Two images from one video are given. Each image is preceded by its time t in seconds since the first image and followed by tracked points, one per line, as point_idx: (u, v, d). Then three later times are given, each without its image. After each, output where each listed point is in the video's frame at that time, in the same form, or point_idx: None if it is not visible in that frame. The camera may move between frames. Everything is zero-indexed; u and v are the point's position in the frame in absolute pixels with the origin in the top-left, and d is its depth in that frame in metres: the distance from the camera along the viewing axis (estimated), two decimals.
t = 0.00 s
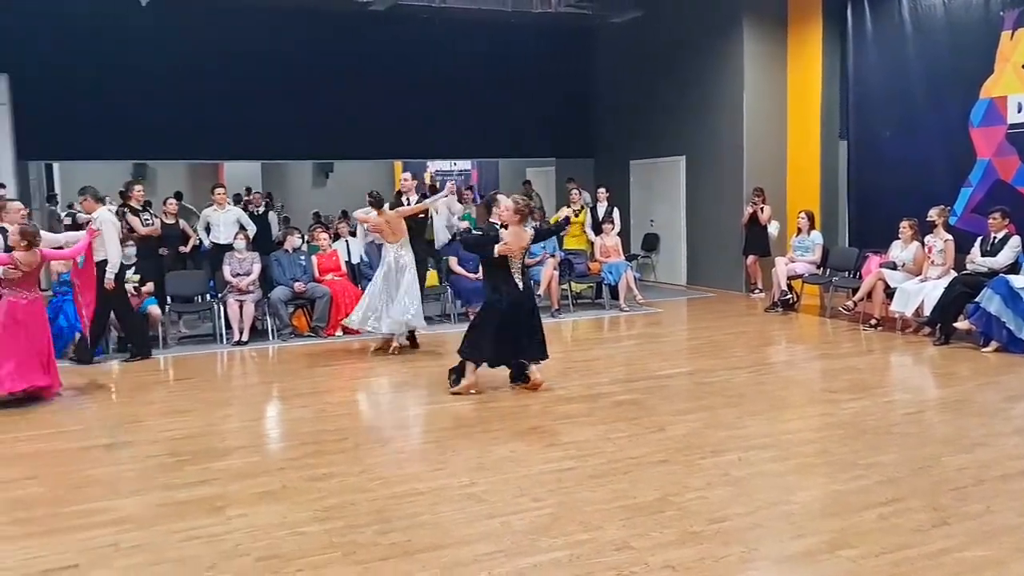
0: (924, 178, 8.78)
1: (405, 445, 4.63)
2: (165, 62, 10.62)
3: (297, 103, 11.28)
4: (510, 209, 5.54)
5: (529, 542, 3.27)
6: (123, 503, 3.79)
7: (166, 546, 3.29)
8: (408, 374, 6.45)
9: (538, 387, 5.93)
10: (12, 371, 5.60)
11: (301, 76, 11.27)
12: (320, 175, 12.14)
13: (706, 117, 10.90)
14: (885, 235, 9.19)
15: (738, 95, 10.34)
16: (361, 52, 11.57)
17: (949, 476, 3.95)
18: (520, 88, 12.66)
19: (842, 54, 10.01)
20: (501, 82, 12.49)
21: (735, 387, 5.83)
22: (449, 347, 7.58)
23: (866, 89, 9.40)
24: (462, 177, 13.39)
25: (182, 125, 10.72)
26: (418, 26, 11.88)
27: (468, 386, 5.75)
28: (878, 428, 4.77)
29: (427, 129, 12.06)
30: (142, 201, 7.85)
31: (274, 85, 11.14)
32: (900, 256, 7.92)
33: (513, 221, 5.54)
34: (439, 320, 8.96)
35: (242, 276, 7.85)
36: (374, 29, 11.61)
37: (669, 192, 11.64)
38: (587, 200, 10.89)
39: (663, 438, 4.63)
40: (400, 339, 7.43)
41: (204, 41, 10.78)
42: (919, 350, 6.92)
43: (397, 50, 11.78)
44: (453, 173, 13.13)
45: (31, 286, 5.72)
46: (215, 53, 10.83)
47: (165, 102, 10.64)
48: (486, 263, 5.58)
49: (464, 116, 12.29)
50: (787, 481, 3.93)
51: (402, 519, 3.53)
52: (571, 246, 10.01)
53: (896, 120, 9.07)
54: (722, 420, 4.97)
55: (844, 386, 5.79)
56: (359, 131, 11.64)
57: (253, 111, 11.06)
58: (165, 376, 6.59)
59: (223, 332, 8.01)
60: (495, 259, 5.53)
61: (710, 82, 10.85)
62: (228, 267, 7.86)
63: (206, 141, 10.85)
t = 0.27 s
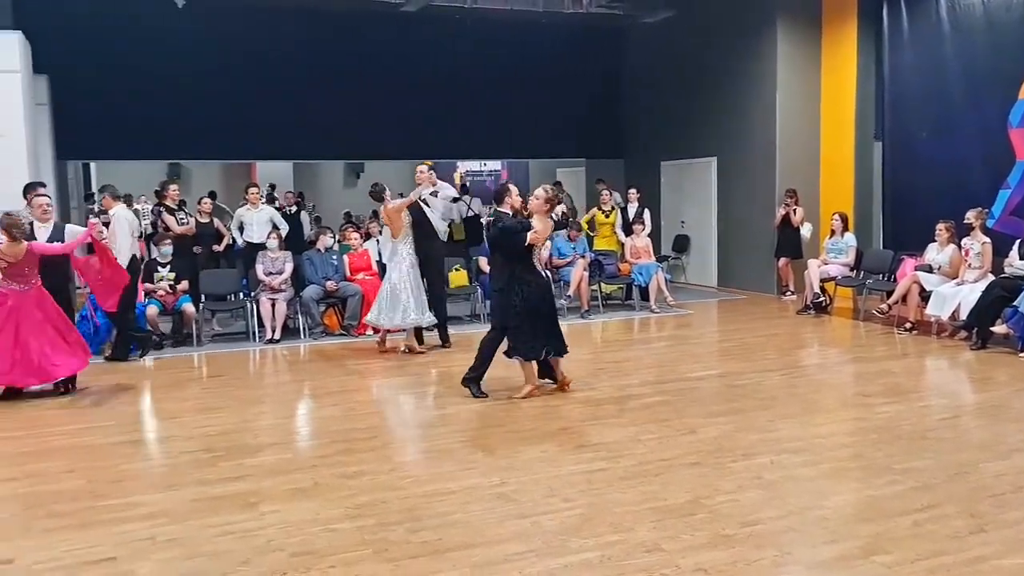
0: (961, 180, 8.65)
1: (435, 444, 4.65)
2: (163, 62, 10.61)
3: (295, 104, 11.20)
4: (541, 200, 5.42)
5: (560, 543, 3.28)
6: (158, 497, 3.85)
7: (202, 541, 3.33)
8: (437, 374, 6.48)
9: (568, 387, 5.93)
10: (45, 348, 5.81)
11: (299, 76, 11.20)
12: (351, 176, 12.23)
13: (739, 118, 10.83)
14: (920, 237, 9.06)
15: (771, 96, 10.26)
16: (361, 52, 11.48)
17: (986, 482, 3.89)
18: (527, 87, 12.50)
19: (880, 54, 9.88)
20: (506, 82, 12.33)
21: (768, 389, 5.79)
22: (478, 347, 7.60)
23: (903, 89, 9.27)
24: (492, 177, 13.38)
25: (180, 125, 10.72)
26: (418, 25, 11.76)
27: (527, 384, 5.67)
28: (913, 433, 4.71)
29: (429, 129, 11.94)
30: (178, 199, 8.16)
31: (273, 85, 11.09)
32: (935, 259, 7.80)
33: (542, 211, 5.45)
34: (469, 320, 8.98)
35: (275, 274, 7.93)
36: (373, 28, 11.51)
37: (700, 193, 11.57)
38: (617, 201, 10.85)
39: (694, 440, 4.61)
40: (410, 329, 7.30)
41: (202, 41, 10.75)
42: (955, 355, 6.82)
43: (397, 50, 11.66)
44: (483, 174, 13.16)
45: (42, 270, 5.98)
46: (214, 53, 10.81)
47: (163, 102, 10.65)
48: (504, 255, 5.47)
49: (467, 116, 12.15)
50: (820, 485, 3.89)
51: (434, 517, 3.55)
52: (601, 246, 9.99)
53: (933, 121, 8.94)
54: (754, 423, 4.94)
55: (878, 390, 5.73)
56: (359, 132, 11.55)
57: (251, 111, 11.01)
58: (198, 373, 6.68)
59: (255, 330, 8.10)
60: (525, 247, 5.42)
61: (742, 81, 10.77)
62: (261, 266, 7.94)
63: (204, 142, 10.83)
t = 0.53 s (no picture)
0: (985, 183, 8.56)
1: (453, 444, 4.66)
2: (171, 61, 10.65)
3: (302, 103, 11.20)
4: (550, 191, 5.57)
5: (579, 544, 3.28)
6: (179, 494, 3.88)
7: (222, 538, 3.36)
8: (455, 374, 6.49)
9: (587, 389, 5.93)
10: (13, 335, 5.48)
11: (307, 76, 11.20)
12: (371, 176, 12.27)
13: (759, 120, 10.78)
14: (943, 241, 8.97)
15: (792, 98, 10.21)
16: (369, 52, 11.47)
17: (1010, 489, 3.85)
18: (538, 88, 12.44)
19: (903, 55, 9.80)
20: (519, 82, 12.29)
21: (789, 393, 5.76)
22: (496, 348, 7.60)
23: (926, 92, 9.19)
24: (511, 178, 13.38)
25: (188, 124, 10.75)
26: (426, 26, 11.74)
27: (546, 381, 5.64)
28: (935, 438, 4.67)
29: (441, 130, 11.92)
30: (200, 199, 8.22)
31: (280, 85, 11.10)
32: (958, 262, 7.74)
33: (551, 205, 5.59)
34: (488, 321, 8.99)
35: (296, 274, 7.97)
36: (382, 29, 11.50)
37: (720, 195, 11.53)
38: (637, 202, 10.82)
39: (713, 443, 4.59)
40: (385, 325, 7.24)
41: (211, 41, 10.80)
42: (978, 359, 6.75)
43: (405, 50, 11.64)
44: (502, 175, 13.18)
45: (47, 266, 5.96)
46: (223, 52, 10.84)
47: (177, 102, 10.70)
48: (511, 247, 5.45)
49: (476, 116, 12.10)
50: (840, 489, 3.87)
51: (453, 517, 3.56)
52: (621, 248, 9.89)
53: (957, 123, 8.85)
54: (773, 427, 4.91)
55: (900, 395, 5.68)
56: (365, 131, 11.53)
57: (259, 110, 11.02)
58: (219, 371, 6.73)
59: (276, 329, 8.15)
60: (536, 239, 5.43)
61: (763, 83, 10.72)
62: (281, 265, 7.96)
63: (212, 140, 10.85)
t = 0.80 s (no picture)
0: (1009, 186, 8.47)
1: (471, 445, 4.67)
2: (189, 63, 10.72)
3: (320, 104, 11.25)
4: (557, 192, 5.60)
5: (597, 546, 3.27)
6: (198, 493, 3.91)
7: (242, 536, 3.38)
8: (473, 376, 6.50)
9: (605, 391, 5.91)
10: None
11: (327, 77, 11.26)
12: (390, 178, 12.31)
13: (780, 121, 10.72)
14: (966, 244, 8.89)
15: (813, 99, 10.15)
16: (386, 53, 11.51)
17: None
18: (556, 90, 12.43)
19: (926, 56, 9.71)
20: (537, 84, 12.29)
21: (809, 396, 5.72)
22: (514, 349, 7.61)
23: (949, 93, 9.10)
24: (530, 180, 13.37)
25: (207, 126, 10.83)
26: (445, 27, 11.76)
27: (562, 383, 5.63)
28: (957, 443, 4.63)
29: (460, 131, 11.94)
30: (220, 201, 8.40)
31: (300, 86, 11.16)
32: (981, 266, 7.67)
33: (558, 206, 5.64)
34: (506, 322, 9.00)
35: (315, 275, 8.02)
36: (400, 30, 11.53)
37: (739, 197, 11.48)
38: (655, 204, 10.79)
39: (732, 446, 4.57)
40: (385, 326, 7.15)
41: (229, 43, 10.86)
42: (1001, 364, 6.68)
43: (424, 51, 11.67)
44: (520, 176, 13.19)
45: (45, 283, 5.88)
46: (240, 54, 10.90)
47: (197, 103, 10.78)
48: (521, 248, 5.44)
49: (492, 117, 12.10)
50: (861, 493, 3.84)
51: (471, 519, 3.56)
52: (639, 250, 9.86)
53: (981, 125, 8.76)
54: (793, 430, 4.88)
55: (922, 399, 5.63)
56: (381, 133, 11.55)
57: (276, 111, 11.08)
58: (240, 371, 6.78)
59: (296, 330, 8.20)
60: (544, 240, 5.43)
61: (784, 84, 10.67)
62: (301, 266, 8.04)
63: (229, 142, 10.92)
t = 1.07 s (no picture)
0: None
1: (485, 447, 4.67)
2: (206, 65, 10.79)
3: (336, 105, 11.30)
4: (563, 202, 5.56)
5: (611, 549, 3.27)
6: (213, 493, 3.93)
7: (258, 536, 3.40)
8: (487, 378, 6.50)
9: (619, 394, 5.90)
10: None
11: (343, 78, 11.30)
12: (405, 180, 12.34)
13: (796, 123, 10.68)
14: (985, 247, 8.81)
15: (830, 100, 10.10)
16: (402, 54, 11.54)
17: None
18: (571, 91, 12.43)
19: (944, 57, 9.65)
20: (553, 85, 12.30)
21: (825, 400, 5.69)
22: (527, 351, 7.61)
23: (967, 94, 9.03)
24: (545, 182, 13.36)
25: (224, 127, 10.90)
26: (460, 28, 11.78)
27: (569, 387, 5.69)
28: (975, 448, 4.59)
29: (475, 133, 11.96)
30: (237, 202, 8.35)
31: (316, 87, 11.21)
32: (1000, 269, 7.59)
33: (565, 214, 5.58)
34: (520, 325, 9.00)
35: (330, 277, 8.04)
36: (416, 31, 11.56)
37: (755, 200, 11.43)
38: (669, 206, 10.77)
39: (747, 450, 4.55)
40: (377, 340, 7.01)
41: (245, 45, 10.92)
42: (1020, 368, 6.62)
43: (440, 52, 11.70)
44: (535, 178, 13.19)
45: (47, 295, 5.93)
46: (257, 55, 10.96)
47: (214, 105, 10.85)
48: (532, 256, 5.45)
49: (506, 119, 12.11)
50: (877, 498, 3.82)
51: (485, 521, 3.57)
52: (654, 253, 9.84)
53: (1000, 127, 8.70)
54: (809, 434, 4.86)
55: (939, 403, 5.58)
56: (396, 134, 11.59)
57: (291, 113, 11.13)
58: (255, 372, 6.81)
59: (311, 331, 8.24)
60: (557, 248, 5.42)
61: (800, 86, 10.62)
62: (317, 268, 8.06)
63: (246, 143, 10.99)
